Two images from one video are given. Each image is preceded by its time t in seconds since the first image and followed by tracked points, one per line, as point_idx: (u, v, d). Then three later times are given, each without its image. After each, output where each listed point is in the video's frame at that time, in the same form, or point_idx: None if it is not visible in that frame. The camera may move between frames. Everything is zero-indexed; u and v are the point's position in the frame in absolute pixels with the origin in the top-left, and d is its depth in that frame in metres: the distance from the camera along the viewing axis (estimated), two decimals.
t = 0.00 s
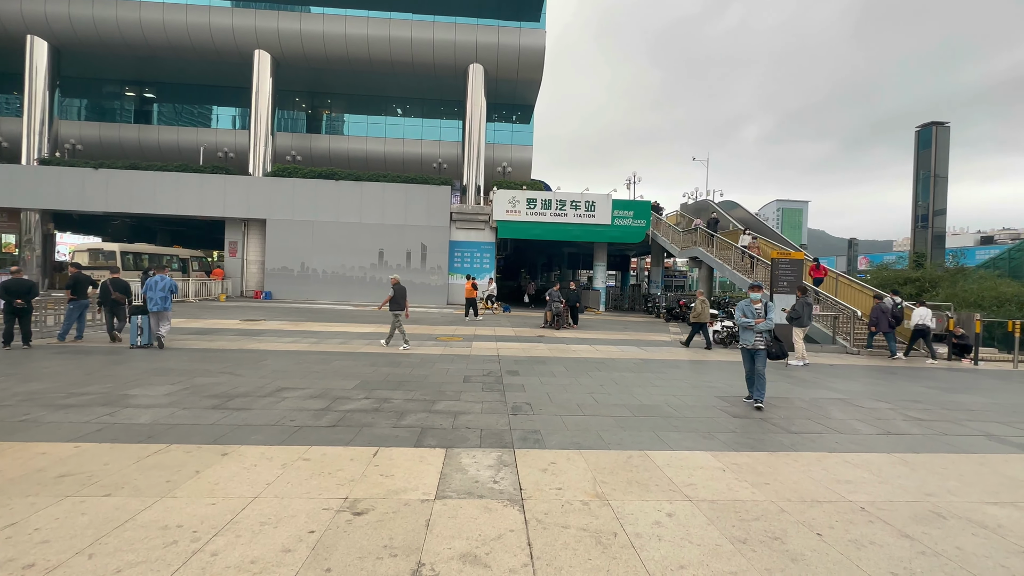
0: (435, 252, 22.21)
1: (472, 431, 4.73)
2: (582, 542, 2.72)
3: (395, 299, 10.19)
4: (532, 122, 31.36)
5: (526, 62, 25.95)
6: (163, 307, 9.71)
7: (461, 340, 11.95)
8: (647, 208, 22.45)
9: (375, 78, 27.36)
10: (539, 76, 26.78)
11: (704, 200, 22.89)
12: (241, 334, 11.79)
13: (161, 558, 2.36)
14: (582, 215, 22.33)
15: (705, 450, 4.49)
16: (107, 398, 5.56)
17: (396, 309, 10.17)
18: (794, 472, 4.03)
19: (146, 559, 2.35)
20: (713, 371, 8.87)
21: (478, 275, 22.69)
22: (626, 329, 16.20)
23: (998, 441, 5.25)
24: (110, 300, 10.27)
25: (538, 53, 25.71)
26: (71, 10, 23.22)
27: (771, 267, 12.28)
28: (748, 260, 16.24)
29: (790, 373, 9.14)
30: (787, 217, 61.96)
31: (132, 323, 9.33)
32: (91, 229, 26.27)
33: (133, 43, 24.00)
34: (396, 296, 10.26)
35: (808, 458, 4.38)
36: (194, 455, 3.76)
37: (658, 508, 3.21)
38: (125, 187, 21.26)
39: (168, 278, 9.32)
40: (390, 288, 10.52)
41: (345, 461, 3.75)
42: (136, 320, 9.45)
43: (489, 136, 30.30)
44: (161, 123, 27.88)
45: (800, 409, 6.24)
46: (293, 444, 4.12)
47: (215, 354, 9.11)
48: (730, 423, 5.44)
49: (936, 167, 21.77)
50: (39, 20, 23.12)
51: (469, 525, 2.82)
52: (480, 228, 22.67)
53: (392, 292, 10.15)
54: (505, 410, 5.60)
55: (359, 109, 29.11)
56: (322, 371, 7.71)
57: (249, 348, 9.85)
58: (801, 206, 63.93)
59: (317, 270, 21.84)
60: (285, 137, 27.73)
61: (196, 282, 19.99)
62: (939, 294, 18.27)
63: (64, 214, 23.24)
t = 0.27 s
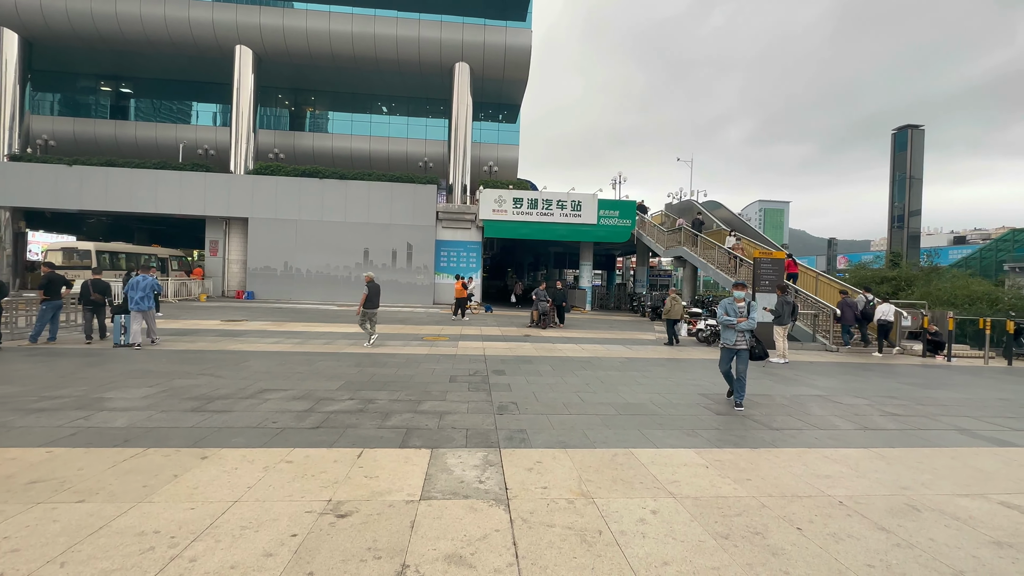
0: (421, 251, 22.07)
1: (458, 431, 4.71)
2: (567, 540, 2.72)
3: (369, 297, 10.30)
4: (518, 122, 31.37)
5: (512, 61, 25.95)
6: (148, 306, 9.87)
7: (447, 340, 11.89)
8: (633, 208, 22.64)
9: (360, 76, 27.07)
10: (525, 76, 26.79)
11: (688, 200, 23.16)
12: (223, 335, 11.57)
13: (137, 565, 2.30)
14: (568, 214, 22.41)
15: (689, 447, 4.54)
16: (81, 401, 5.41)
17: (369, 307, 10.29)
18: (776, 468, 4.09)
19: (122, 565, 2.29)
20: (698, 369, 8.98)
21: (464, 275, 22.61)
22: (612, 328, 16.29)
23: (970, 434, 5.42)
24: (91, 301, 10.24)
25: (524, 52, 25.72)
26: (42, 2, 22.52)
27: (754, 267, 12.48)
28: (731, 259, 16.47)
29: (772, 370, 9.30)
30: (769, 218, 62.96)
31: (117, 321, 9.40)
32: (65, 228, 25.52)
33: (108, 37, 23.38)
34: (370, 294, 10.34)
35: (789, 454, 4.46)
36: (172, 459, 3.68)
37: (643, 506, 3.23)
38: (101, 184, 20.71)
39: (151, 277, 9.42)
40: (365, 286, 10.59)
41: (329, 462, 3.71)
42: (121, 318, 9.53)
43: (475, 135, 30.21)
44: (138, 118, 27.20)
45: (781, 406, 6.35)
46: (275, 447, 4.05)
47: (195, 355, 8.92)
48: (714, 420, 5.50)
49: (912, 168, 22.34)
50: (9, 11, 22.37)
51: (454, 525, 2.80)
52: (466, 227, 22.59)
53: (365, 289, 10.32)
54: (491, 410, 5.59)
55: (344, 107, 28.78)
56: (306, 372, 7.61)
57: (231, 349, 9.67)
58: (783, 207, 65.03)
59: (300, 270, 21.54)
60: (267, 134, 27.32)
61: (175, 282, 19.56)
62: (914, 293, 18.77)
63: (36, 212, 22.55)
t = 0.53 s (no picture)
0: (408, 251, 21.93)
1: (444, 432, 4.70)
2: (553, 539, 2.73)
3: (344, 297, 10.27)
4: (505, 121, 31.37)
5: (499, 60, 25.92)
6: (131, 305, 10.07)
7: (434, 340, 11.84)
8: (619, 208, 22.80)
9: (345, 73, 26.78)
10: (511, 75, 26.80)
11: (673, 201, 23.40)
12: (205, 335, 11.37)
13: (113, 571, 2.25)
14: (555, 214, 22.48)
15: (673, 445, 4.59)
16: (56, 404, 5.26)
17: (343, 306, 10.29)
18: (758, 464, 4.16)
19: (97, 573, 2.23)
20: (682, 368, 9.09)
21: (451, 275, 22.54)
22: (598, 327, 16.39)
23: (944, 430, 5.57)
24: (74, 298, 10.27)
25: (511, 52, 25.72)
26: None
27: (737, 266, 12.66)
28: (715, 259, 16.71)
29: (755, 368, 9.46)
30: (752, 218, 64.00)
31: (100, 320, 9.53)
32: (39, 226, 24.79)
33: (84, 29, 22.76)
34: (344, 294, 10.30)
35: (771, 450, 4.54)
36: (151, 463, 3.60)
37: (628, 504, 3.26)
38: (77, 182, 20.18)
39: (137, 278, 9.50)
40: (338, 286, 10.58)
41: (314, 464, 3.66)
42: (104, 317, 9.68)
43: (462, 134, 30.13)
44: (115, 114, 26.53)
45: (764, 404, 6.46)
46: (258, 448, 4.00)
47: (176, 356, 8.75)
48: (698, 418, 5.58)
49: (890, 170, 22.89)
50: None
51: (440, 526, 2.79)
52: (453, 227, 22.52)
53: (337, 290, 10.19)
54: (478, 410, 5.58)
55: (329, 104, 28.45)
56: (290, 373, 7.51)
57: (212, 350, 9.50)
58: (765, 207, 66.21)
59: (284, 269, 21.24)
60: (250, 131, 26.90)
61: (154, 282, 19.13)
62: (892, 292, 19.24)
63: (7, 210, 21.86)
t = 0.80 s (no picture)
0: (396, 250, 21.79)
1: (433, 432, 4.68)
2: (541, 538, 2.74)
3: (316, 296, 10.34)
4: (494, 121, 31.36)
5: (488, 60, 25.90)
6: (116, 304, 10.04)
7: (423, 340, 11.79)
8: (608, 207, 22.93)
9: (333, 71, 26.53)
10: (500, 75, 26.79)
11: (661, 201, 23.59)
12: (188, 336, 11.18)
13: None
14: (544, 214, 22.53)
15: (661, 443, 4.62)
16: (33, 407, 5.13)
17: (316, 306, 10.33)
18: (744, 462, 4.22)
19: None
20: (669, 367, 9.18)
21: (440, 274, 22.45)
22: (587, 326, 16.46)
23: (923, 426, 5.70)
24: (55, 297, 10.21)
25: (500, 51, 25.72)
26: None
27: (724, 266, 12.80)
28: (702, 259, 16.89)
29: (741, 366, 9.57)
30: (738, 218, 64.80)
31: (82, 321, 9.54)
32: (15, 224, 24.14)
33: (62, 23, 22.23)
34: (317, 293, 10.36)
35: (756, 447, 4.60)
36: (133, 466, 3.53)
37: (616, 502, 3.28)
38: (55, 179, 19.70)
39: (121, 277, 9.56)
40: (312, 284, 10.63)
41: (300, 466, 3.62)
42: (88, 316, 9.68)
43: (451, 134, 30.04)
44: (95, 110, 25.94)
45: (749, 402, 6.55)
46: (243, 451, 3.94)
47: (158, 357, 8.58)
48: (685, 416, 5.63)
49: (871, 172, 23.35)
50: None
51: (428, 526, 2.78)
52: (441, 226, 22.43)
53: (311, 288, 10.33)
54: (466, 410, 5.57)
55: (315, 102, 28.15)
56: (276, 373, 7.42)
57: (196, 351, 9.34)
58: (751, 208, 67.11)
59: (270, 269, 20.97)
60: (235, 129, 26.51)
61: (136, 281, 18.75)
62: (873, 291, 19.62)
63: None
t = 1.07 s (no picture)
0: (384, 249, 21.63)
1: (420, 432, 4.65)
2: (528, 537, 2.74)
3: (290, 294, 10.25)
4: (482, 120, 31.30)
5: (476, 58, 25.85)
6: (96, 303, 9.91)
7: (410, 340, 11.73)
8: (596, 207, 23.04)
9: (320, 68, 26.24)
10: (489, 74, 26.73)
11: (648, 201, 23.75)
12: (171, 336, 10.99)
13: None
14: (533, 213, 22.55)
15: (648, 441, 4.66)
16: (8, 410, 4.99)
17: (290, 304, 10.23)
18: (729, 459, 4.26)
19: None
20: (657, 365, 9.25)
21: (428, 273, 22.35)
22: (576, 325, 16.52)
23: (903, 422, 5.82)
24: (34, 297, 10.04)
25: (489, 50, 25.67)
26: None
27: (710, 266, 12.91)
28: (689, 258, 17.04)
29: (727, 364, 9.69)
30: (725, 218, 65.51)
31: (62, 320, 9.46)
32: None
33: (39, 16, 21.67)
34: (290, 291, 10.27)
35: (741, 444, 4.66)
36: (112, 469, 3.45)
37: (603, 500, 3.30)
38: (32, 175, 19.21)
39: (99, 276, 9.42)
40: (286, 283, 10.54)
41: (285, 468, 3.57)
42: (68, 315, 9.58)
43: (440, 132, 29.91)
44: (74, 105, 25.33)
45: (735, 400, 6.62)
46: (226, 453, 3.88)
47: (139, 358, 8.42)
48: (672, 414, 5.69)
49: (854, 173, 23.76)
50: None
51: (415, 527, 2.76)
52: (430, 225, 22.33)
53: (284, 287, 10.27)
54: (454, 409, 5.55)
55: (302, 99, 27.83)
56: (261, 374, 7.32)
57: (178, 351, 9.18)
58: (738, 208, 67.89)
59: (256, 268, 20.68)
60: (220, 125, 26.10)
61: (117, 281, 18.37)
62: (855, 290, 20.02)
63: None
